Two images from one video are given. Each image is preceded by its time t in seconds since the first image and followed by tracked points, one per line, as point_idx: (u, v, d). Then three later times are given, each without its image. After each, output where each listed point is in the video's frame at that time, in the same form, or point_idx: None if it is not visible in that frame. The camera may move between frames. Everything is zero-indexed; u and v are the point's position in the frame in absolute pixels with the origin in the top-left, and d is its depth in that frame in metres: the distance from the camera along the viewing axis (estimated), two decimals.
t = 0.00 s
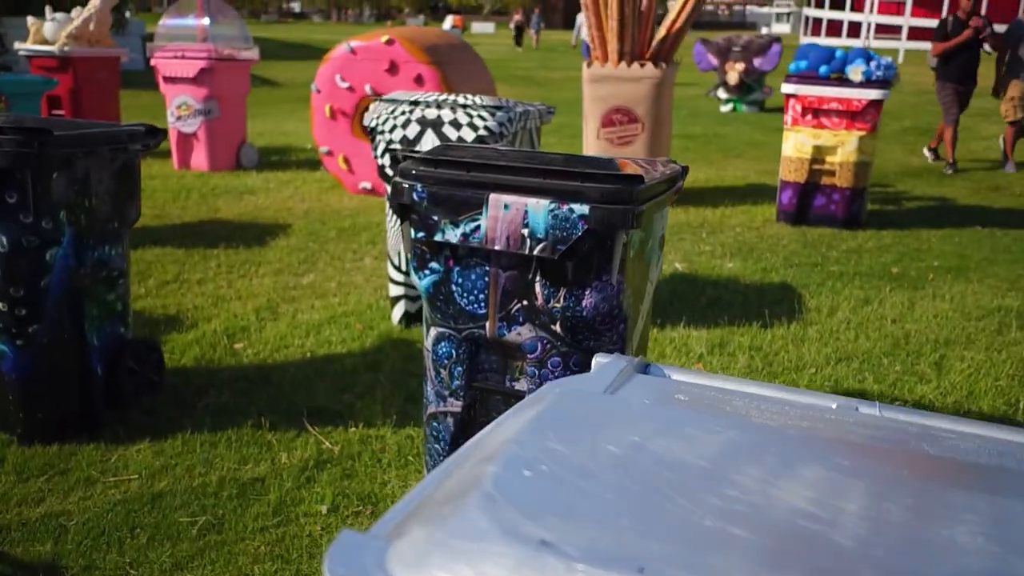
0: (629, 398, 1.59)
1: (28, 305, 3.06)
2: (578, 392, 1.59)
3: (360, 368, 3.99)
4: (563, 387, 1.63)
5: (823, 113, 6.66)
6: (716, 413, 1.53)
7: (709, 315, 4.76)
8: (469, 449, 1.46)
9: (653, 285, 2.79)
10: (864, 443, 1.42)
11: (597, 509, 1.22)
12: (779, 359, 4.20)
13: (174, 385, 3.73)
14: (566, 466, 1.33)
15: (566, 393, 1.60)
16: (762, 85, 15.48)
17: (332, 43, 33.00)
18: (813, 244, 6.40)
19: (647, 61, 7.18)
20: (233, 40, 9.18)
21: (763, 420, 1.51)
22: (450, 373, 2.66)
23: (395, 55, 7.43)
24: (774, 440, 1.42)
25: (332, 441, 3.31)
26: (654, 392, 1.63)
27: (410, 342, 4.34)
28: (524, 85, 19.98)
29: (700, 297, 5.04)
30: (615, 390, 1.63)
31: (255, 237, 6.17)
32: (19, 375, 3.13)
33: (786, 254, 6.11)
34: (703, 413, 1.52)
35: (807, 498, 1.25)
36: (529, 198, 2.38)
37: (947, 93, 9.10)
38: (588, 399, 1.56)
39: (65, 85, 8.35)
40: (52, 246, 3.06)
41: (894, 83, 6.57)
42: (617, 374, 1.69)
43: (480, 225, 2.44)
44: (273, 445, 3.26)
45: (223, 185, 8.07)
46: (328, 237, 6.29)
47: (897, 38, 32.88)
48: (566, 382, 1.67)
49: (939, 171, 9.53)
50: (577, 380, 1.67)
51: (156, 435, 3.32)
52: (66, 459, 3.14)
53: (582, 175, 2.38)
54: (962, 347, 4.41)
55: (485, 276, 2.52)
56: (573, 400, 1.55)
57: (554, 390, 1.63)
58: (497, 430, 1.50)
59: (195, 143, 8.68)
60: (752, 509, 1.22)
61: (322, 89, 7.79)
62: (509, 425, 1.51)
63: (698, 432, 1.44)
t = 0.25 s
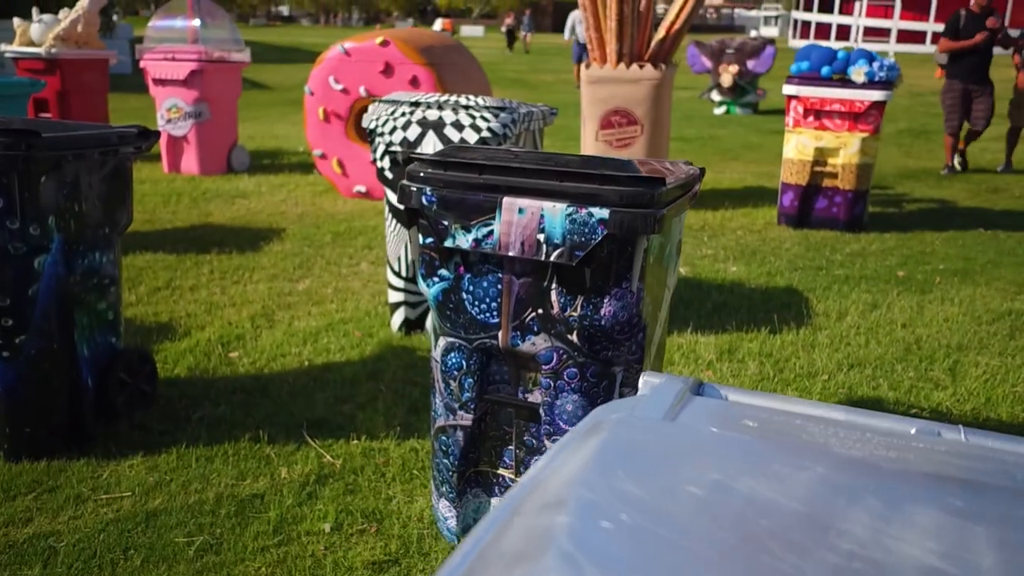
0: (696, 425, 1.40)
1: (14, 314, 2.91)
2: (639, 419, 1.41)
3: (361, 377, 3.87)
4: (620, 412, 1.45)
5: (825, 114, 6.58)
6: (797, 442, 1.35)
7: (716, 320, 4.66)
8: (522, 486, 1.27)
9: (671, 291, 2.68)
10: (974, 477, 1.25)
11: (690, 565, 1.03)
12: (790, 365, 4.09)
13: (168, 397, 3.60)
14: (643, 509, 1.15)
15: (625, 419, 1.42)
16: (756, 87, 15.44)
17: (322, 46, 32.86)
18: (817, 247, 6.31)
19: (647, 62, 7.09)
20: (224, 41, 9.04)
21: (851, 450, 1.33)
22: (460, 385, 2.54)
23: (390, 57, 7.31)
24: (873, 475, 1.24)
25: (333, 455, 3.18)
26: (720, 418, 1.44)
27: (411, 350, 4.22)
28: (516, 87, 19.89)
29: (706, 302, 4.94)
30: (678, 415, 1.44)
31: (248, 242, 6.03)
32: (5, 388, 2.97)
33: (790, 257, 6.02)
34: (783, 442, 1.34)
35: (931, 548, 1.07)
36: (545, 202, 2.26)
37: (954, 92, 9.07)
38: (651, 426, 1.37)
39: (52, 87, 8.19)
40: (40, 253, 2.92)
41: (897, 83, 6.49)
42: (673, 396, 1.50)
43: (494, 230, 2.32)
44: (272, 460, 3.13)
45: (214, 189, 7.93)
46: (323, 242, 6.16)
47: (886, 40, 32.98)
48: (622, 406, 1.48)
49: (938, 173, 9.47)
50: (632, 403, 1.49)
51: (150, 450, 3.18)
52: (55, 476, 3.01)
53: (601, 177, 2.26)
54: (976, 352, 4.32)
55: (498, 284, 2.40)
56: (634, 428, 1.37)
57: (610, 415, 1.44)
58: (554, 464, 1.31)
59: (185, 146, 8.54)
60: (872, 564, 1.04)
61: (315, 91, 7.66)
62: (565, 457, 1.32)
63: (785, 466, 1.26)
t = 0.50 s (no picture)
0: (747, 437, 1.31)
1: None
2: (686, 433, 1.30)
3: (349, 380, 3.75)
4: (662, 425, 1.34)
5: (815, 110, 6.53)
6: (858, 456, 1.26)
7: (710, 319, 4.58)
8: (571, 515, 1.16)
9: (673, 290, 2.59)
10: None
11: None
12: (787, 364, 4.01)
13: (149, 403, 3.47)
14: (716, 542, 1.04)
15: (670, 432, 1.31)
16: (739, 85, 15.41)
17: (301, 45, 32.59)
18: (807, 244, 6.25)
19: (634, 58, 7.01)
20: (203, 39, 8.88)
21: (919, 467, 1.23)
22: (457, 389, 2.44)
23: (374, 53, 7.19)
24: (951, 493, 1.15)
25: (322, 461, 3.07)
26: (768, 427, 1.35)
27: (399, 352, 4.11)
28: (498, 86, 19.79)
29: (699, 301, 4.86)
30: (724, 427, 1.34)
31: (230, 242, 5.90)
32: None
33: (781, 254, 5.96)
34: (844, 456, 1.25)
35: None
36: (547, 197, 2.17)
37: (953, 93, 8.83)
38: (702, 441, 1.27)
39: (26, 86, 7.95)
40: (14, 254, 2.78)
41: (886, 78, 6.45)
42: (719, 406, 1.41)
43: (493, 227, 2.23)
44: (260, 467, 3.01)
45: (194, 189, 7.77)
46: (307, 241, 6.04)
47: (865, 39, 33.13)
48: (661, 418, 1.38)
49: (922, 169, 9.47)
50: (672, 413, 1.38)
51: (131, 458, 3.06)
52: (31, 487, 2.87)
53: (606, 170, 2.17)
54: (973, 348, 4.27)
55: (497, 283, 2.31)
56: (684, 443, 1.27)
57: (651, 428, 1.34)
58: (602, 488, 1.20)
59: (164, 145, 8.37)
60: None
61: (297, 88, 7.54)
62: (614, 480, 1.21)
63: (856, 485, 1.17)
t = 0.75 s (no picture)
0: (771, 440, 1.20)
1: None
2: (707, 438, 1.20)
3: (324, 384, 3.66)
4: (678, 431, 1.24)
5: (788, 107, 6.54)
6: (892, 458, 1.16)
7: (688, 317, 4.55)
8: (591, 533, 1.04)
9: (658, 288, 2.54)
10: None
11: None
12: (767, 361, 3.99)
13: (117, 410, 3.36)
14: (755, 557, 0.93)
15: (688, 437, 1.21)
16: (708, 84, 15.46)
17: (269, 45, 32.25)
18: (782, 240, 6.25)
19: (607, 55, 6.98)
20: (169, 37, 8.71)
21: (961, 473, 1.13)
22: (439, 392, 2.37)
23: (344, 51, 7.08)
24: (1000, 497, 1.05)
25: (298, 468, 2.98)
26: (790, 429, 1.25)
27: (375, 354, 4.02)
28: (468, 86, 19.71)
29: (677, 298, 4.83)
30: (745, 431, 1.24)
31: (198, 244, 5.77)
32: None
33: (756, 251, 5.95)
34: (878, 460, 1.15)
35: None
36: (531, 194, 2.12)
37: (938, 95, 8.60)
38: (725, 445, 1.16)
39: None
40: None
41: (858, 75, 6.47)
42: (733, 411, 1.29)
43: (475, 225, 2.17)
44: (233, 475, 2.91)
45: (160, 190, 7.61)
46: (278, 243, 5.92)
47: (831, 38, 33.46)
48: (676, 423, 1.27)
49: (892, 166, 9.54)
50: (686, 419, 1.27)
51: (98, 467, 2.95)
52: None
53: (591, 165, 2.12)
54: (950, 343, 4.26)
55: (480, 283, 2.24)
56: (706, 448, 1.16)
57: (668, 434, 1.23)
58: (620, 504, 1.08)
59: (129, 145, 8.19)
60: None
61: (265, 87, 7.42)
62: (635, 492, 1.10)
63: (895, 489, 1.06)
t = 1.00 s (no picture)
0: (797, 456, 1.09)
1: None
2: (732, 453, 1.08)
3: (301, 390, 3.59)
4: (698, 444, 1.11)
5: (761, 106, 6.57)
6: (929, 475, 1.06)
7: (667, 317, 4.53)
8: (615, 565, 0.92)
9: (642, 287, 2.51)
10: None
11: None
12: (748, 360, 3.98)
13: (88, 419, 3.26)
14: None
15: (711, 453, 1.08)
16: (679, 82, 15.51)
17: (236, 45, 31.92)
18: (757, 239, 6.26)
19: (581, 54, 6.96)
20: (135, 37, 8.55)
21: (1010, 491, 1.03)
22: (422, 397, 2.32)
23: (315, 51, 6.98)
24: None
25: (276, 476, 2.91)
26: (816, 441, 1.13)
27: (352, 358, 3.96)
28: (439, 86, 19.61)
29: (655, 298, 4.81)
30: (770, 444, 1.12)
31: (169, 247, 5.66)
32: None
33: (732, 250, 5.96)
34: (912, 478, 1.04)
35: None
36: (516, 194, 2.08)
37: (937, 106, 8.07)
38: (751, 465, 1.05)
39: None
40: None
41: (831, 73, 6.48)
42: (754, 419, 1.17)
43: (458, 227, 2.12)
44: (210, 485, 2.84)
45: (128, 192, 7.48)
46: (251, 246, 5.83)
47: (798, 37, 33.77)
48: (694, 434, 1.15)
49: (864, 164, 9.61)
50: (703, 431, 1.15)
51: (70, 479, 2.86)
52: None
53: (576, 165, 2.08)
54: (927, 339, 4.28)
55: (464, 285, 2.20)
56: (731, 469, 1.04)
57: (686, 447, 1.11)
58: (648, 536, 0.95)
59: (96, 147, 8.04)
60: None
61: (235, 87, 7.34)
62: (657, 519, 0.98)
63: (935, 511, 0.97)
